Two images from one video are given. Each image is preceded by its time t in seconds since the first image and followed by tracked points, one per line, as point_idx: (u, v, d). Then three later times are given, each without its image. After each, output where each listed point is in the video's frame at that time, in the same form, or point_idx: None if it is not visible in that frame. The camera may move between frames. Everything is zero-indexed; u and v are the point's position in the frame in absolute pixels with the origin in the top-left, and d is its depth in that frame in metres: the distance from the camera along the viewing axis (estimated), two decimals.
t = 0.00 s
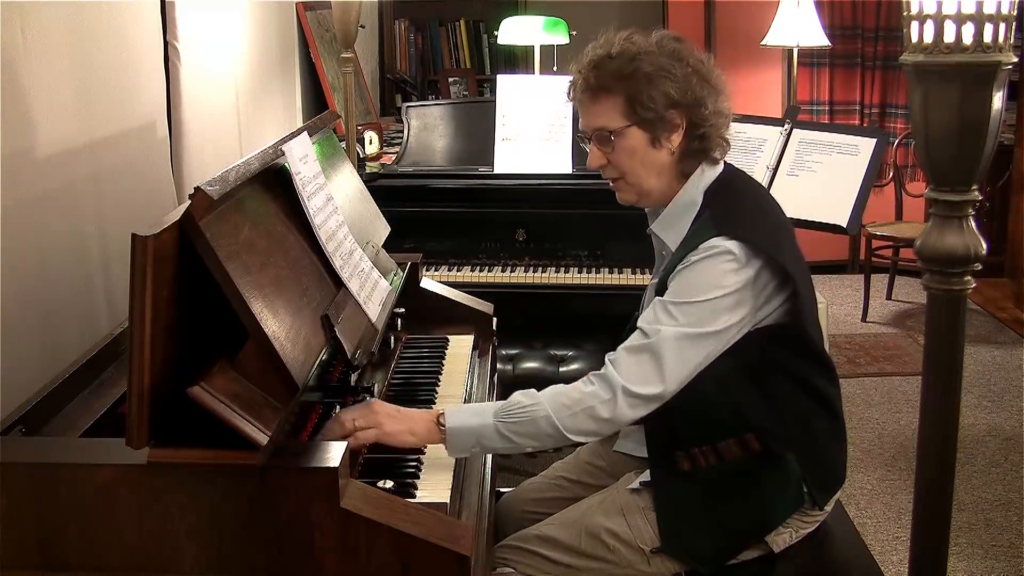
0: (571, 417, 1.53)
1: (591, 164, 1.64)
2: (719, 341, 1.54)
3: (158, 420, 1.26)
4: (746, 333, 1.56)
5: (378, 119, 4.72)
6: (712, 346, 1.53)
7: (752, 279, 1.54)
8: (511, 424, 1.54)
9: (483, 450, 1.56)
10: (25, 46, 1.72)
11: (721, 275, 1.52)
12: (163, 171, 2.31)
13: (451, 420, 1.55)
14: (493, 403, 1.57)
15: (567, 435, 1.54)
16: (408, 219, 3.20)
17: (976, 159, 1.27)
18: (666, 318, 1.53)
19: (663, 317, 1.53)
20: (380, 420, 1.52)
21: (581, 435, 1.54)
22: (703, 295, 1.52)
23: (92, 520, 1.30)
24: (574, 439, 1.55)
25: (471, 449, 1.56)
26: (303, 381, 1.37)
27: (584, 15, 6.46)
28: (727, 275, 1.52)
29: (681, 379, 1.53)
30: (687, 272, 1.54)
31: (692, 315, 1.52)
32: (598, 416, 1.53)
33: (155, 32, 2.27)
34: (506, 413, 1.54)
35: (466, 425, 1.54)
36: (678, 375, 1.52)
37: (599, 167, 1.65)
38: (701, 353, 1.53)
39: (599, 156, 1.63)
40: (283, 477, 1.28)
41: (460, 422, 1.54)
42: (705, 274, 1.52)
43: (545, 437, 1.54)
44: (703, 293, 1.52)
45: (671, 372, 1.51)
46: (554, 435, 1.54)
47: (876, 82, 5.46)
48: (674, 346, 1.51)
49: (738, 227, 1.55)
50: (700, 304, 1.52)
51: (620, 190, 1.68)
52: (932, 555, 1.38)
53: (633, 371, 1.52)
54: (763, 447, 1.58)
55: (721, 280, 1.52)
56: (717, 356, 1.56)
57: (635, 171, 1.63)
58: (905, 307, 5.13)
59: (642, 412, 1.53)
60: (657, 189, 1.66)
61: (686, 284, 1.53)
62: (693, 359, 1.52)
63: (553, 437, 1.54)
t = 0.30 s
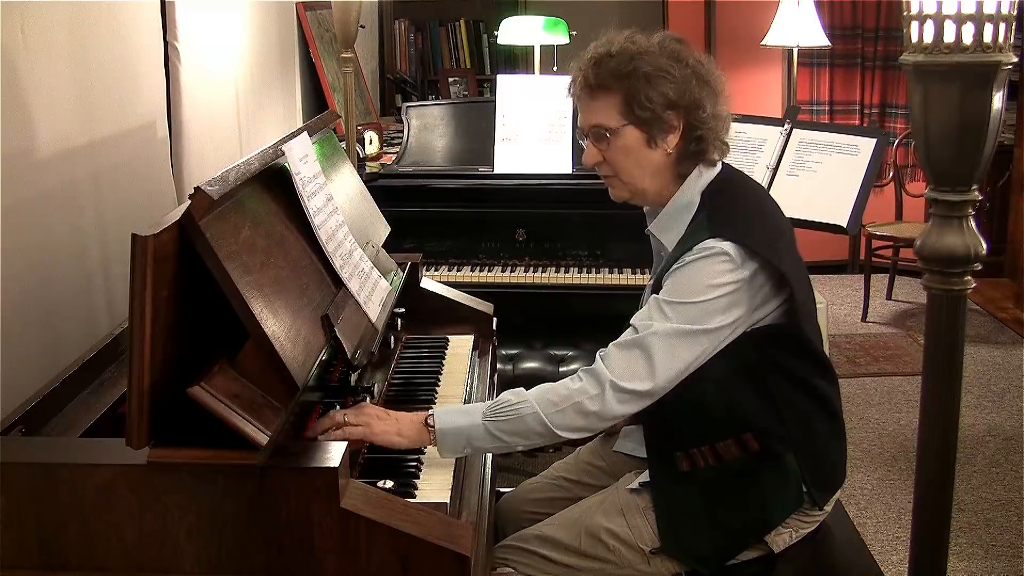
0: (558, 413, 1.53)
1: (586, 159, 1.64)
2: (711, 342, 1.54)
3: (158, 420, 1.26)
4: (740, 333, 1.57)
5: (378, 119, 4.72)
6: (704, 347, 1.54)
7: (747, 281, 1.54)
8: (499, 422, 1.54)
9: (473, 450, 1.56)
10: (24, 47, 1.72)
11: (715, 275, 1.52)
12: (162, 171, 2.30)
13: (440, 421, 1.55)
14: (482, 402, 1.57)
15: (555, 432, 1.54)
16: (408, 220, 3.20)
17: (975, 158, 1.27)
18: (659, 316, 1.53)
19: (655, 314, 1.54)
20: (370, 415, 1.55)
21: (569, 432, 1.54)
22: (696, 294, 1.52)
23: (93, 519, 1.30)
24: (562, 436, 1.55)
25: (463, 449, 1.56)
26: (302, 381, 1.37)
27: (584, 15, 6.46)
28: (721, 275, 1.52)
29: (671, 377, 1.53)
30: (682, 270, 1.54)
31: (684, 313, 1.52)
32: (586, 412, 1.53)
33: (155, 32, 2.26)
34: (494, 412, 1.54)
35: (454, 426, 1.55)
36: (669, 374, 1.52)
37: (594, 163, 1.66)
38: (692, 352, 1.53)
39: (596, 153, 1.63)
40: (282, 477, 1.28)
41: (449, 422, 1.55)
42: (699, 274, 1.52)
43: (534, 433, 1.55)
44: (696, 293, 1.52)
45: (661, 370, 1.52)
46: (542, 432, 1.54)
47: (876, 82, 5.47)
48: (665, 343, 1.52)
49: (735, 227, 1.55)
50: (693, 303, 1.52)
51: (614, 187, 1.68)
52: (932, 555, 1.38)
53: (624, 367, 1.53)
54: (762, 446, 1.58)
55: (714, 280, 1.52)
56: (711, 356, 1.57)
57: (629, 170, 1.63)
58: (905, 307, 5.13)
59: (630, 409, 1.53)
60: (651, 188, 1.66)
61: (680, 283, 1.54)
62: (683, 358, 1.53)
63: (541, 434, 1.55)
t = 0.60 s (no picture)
0: (568, 405, 1.53)
1: (596, 121, 1.67)
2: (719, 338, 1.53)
3: (158, 420, 1.26)
4: (748, 331, 1.56)
5: (378, 119, 4.72)
6: (711, 341, 1.52)
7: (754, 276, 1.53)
8: (512, 406, 1.55)
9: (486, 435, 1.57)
10: (25, 47, 1.72)
11: (723, 270, 1.51)
12: (162, 171, 2.30)
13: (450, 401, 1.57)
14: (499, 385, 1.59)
15: (565, 422, 1.53)
16: (408, 220, 3.20)
17: (975, 158, 1.27)
18: (667, 310, 1.52)
19: (663, 308, 1.53)
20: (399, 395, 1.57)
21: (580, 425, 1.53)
22: (705, 289, 1.51)
23: (93, 519, 1.30)
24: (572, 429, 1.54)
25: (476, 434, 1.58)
26: (303, 381, 1.37)
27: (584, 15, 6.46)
28: (729, 270, 1.51)
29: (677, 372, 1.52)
30: (690, 264, 1.54)
31: (691, 307, 1.51)
32: (595, 405, 1.52)
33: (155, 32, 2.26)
34: (508, 396, 1.56)
35: (468, 405, 1.57)
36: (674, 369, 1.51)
37: (604, 128, 1.68)
38: (700, 346, 1.52)
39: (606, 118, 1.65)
40: (283, 477, 1.28)
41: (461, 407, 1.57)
42: (707, 268, 1.51)
43: (545, 424, 1.54)
44: (704, 287, 1.51)
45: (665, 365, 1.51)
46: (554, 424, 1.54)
47: (876, 82, 5.46)
48: (673, 337, 1.50)
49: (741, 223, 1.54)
50: (701, 297, 1.51)
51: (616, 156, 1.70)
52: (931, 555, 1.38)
53: (632, 361, 1.52)
54: (762, 446, 1.57)
55: (722, 275, 1.51)
56: (718, 354, 1.55)
57: (626, 147, 1.64)
58: (905, 307, 5.13)
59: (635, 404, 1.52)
60: (643, 170, 1.67)
61: (688, 277, 1.53)
62: (689, 352, 1.51)
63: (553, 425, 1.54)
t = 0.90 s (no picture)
0: (761, 454, 1.51)
1: (625, 111, 1.68)
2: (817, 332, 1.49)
3: (157, 420, 1.26)
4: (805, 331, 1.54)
5: (378, 119, 4.72)
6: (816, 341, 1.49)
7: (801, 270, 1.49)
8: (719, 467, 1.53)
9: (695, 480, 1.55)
10: (26, 47, 1.72)
11: (780, 282, 1.46)
12: (163, 171, 2.30)
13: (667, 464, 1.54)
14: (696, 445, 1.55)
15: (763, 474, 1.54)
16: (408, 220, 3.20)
17: (976, 158, 1.27)
18: (764, 347, 1.47)
19: (760, 349, 1.48)
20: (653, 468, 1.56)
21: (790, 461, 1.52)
22: (793, 326, 1.46)
23: (93, 519, 1.30)
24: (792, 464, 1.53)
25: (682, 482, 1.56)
26: (302, 381, 1.37)
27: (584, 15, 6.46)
28: (781, 277, 1.46)
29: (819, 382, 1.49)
30: (748, 300, 1.47)
31: (786, 332, 1.46)
32: (794, 442, 1.49)
33: (155, 32, 2.27)
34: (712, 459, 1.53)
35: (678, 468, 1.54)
36: (813, 383, 1.48)
37: (631, 119, 1.68)
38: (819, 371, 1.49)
39: (635, 108, 1.66)
40: (283, 477, 1.28)
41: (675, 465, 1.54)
42: (766, 293, 1.46)
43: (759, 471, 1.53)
44: (780, 307, 1.46)
45: (811, 385, 1.48)
46: (765, 469, 1.52)
47: (876, 82, 5.46)
48: (803, 386, 1.47)
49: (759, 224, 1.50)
50: (783, 319, 1.46)
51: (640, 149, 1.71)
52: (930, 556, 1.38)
53: (782, 407, 1.48)
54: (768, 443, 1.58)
55: (795, 302, 1.46)
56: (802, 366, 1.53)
57: (654, 138, 1.65)
58: (905, 307, 5.13)
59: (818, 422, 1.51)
60: (668, 163, 1.67)
61: (757, 310, 1.47)
62: (812, 361, 1.48)
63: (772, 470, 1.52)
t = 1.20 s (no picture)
0: (804, 469, 1.48)
1: (632, 113, 1.66)
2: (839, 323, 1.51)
3: (157, 419, 1.26)
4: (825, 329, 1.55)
5: (378, 119, 4.72)
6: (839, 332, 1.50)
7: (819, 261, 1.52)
8: (800, 523, 1.49)
9: (789, 551, 1.51)
10: (25, 48, 1.72)
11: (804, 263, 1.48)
12: (163, 171, 2.31)
13: (746, 550, 1.52)
14: (770, 524, 1.50)
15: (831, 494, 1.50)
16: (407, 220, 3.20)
17: (976, 158, 1.27)
18: (792, 333, 1.47)
19: (788, 334, 1.47)
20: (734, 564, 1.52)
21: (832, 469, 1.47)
22: (824, 311, 1.47)
23: (92, 519, 1.30)
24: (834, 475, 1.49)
25: (782, 563, 1.51)
26: (302, 381, 1.37)
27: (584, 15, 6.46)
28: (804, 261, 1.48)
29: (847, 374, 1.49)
30: (773, 284, 1.48)
31: (814, 314, 1.46)
32: (831, 436, 1.46)
33: (156, 32, 2.26)
34: (791, 520, 1.49)
35: (774, 552, 1.50)
36: (843, 371, 1.47)
37: (639, 120, 1.67)
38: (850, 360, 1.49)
39: (643, 110, 1.65)
40: (282, 477, 1.28)
41: (755, 548, 1.51)
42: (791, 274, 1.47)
43: (812, 501, 1.48)
44: (806, 290, 1.47)
45: (842, 373, 1.47)
46: (814, 490, 1.47)
47: (876, 82, 5.46)
48: (839, 369, 1.46)
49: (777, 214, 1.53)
50: (810, 301, 1.46)
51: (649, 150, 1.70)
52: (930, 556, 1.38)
53: (823, 392, 1.46)
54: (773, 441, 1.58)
55: (820, 288, 1.48)
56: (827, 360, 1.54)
57: (665, 139, 1.64)
58: (905, 307, 5.13)
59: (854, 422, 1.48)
60: (680, 162, 1.66)
61: (783, 294, 1.47)
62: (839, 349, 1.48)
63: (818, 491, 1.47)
